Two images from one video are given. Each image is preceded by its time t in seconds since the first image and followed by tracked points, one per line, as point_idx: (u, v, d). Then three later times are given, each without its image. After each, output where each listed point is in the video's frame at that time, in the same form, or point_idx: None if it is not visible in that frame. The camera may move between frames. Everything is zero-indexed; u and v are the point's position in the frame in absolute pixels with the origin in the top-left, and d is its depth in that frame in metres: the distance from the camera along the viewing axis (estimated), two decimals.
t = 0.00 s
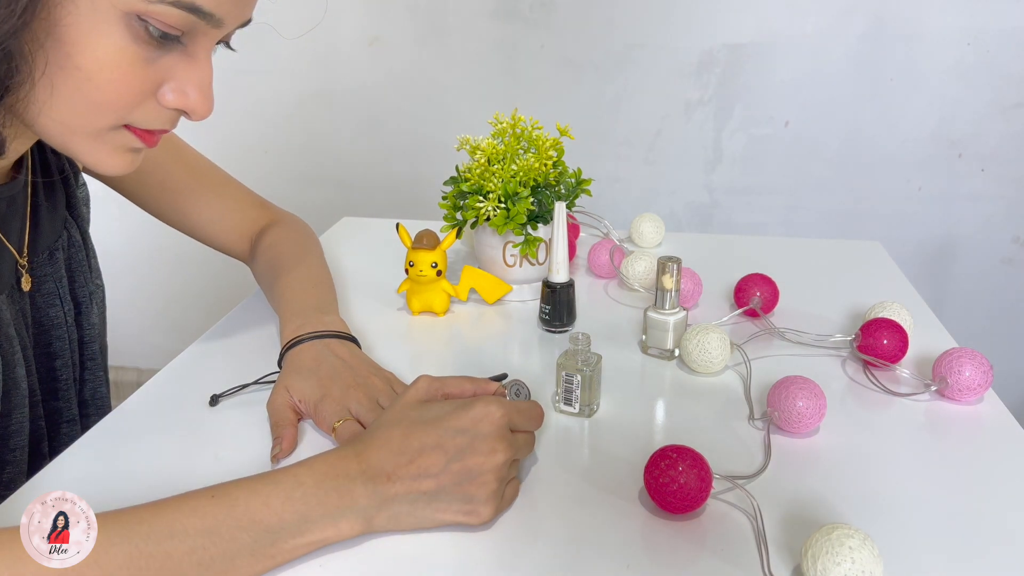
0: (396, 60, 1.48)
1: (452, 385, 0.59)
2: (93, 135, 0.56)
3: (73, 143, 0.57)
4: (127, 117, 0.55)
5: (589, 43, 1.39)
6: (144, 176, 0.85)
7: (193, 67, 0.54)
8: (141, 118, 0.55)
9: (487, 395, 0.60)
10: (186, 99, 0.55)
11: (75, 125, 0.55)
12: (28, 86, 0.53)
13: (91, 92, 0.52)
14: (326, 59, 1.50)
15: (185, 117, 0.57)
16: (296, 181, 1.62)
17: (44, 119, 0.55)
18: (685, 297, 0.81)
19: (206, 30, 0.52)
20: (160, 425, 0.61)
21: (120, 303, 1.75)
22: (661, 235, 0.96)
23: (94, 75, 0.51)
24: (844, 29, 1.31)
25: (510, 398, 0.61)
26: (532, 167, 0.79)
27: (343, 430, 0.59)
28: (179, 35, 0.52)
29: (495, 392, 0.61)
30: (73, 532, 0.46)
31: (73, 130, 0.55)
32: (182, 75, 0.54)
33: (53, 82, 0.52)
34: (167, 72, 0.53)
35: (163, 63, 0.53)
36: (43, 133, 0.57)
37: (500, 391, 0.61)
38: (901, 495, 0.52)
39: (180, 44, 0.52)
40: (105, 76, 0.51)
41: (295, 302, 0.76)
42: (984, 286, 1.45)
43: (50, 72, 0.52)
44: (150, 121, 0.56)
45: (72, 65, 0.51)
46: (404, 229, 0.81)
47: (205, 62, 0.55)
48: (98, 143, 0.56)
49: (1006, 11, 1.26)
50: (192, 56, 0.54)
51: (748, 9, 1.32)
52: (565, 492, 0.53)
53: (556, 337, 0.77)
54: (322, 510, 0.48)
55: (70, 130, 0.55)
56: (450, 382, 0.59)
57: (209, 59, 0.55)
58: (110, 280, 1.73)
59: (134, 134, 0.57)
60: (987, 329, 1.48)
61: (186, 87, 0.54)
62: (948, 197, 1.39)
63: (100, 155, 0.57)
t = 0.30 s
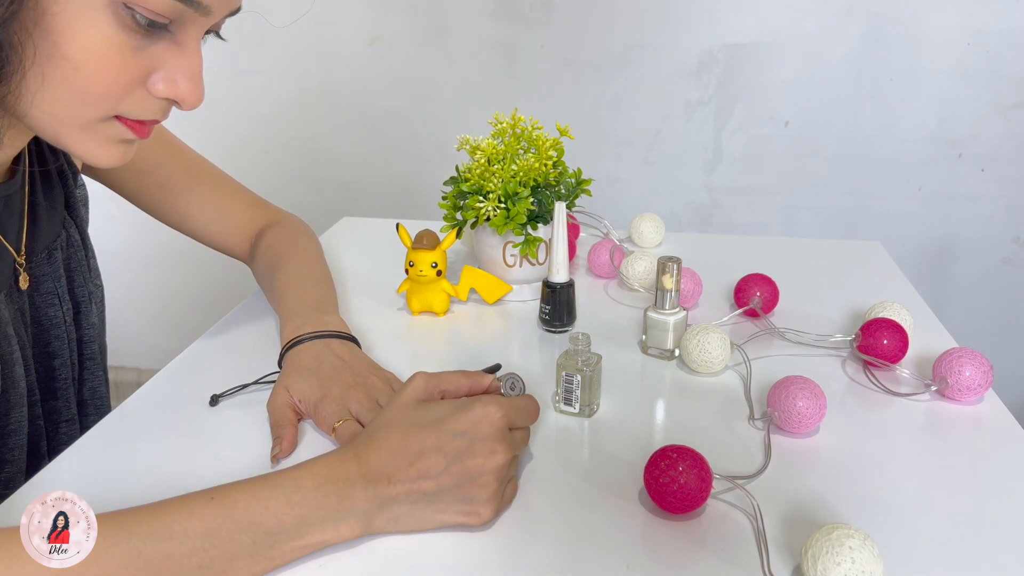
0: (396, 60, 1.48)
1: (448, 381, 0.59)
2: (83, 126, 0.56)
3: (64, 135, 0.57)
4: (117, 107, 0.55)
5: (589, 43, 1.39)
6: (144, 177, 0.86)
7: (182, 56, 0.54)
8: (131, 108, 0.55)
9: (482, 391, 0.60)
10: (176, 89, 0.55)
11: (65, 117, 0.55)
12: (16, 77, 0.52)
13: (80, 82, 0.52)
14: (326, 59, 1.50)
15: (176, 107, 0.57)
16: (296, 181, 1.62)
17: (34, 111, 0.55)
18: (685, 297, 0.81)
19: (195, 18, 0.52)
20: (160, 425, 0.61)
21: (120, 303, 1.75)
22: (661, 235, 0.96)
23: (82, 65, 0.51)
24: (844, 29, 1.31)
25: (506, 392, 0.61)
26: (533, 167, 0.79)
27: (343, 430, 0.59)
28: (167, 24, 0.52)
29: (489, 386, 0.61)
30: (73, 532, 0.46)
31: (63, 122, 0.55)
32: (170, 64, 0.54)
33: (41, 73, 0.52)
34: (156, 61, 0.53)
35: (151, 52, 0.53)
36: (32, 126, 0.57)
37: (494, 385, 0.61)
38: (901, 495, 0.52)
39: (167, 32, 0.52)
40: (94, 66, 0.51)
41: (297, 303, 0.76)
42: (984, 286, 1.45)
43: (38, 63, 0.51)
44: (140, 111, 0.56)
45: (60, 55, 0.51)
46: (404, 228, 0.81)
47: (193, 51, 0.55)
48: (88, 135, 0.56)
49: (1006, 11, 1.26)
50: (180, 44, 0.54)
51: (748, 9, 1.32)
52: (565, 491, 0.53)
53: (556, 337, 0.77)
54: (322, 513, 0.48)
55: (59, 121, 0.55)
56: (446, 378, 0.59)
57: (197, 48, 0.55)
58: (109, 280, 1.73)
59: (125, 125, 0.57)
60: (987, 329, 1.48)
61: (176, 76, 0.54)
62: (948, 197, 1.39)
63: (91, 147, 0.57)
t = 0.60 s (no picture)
0: (396, 60, 1.48)
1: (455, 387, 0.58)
2: (72, 116, 0.55)
3: (53, 126, 0.56)
4: (105, 94, 0.54)
5: (589, 43, 1.39)
6: (142, 177, 0.86)
7: (167, 41, 0.54)
8: (119, 96, 0.55)
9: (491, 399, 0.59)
10: (163, 75, 0.55)
11: (53, 107, 0.55)
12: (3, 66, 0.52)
13: (65, 69, 0.52)
14: (326, 59, 1.50)
15: (164, 95, 0.57)
16: (296, 182, 1.62)
17: (21, 100, 0.55)
18: (685, 297, 0.81)
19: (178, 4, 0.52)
20: (159, 425, 0.61)
21: (120, 303, 1.75)
22: (661, 235, 0.96)
23: (68, 51, 0.51)
24: (844, 29, 1.31)
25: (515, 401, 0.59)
26: (532, 167, 0.79)
27: (343, 430, 0.59)
28: (150, 10, 0.51)
29: (499, 396, 0.59)
30: (73, 533, 0.46)
31: (53, 112, 0.55)
32: (157, 50, 0.54)
33: (26, 62, 0.52)
34: (141, 47, 0.53)
35: (136, 39, 0.53)
36: (20, 118, 0.57)
37: (506, 395, 0.60)
38: (901, 494, 0.52)
39: (150, 19, 0.52)
40: (79, 51, 0.51)
41: (297, 302, 0.76)
42: (984, 286, 1.45)
43: (23, 52, 0.51)
44: (128, 99, 0.56)
45: (45, 42, 0.51)
46: (404, 228, 0.81)
47: (178, 37, 0.54)
48: (78, 124, 0.56)
49: (1006, 11, 1.26)
50: (165, 30, 0.53)
51: (748, 9, 1.32)
52: (565, 491, 0.53)
53: (556, 337, 0.77)
54: (320, 513, 0.48)
55: (48, 112, 0.55)
56: (453, 384, 0.59)
57: (182, 34, 0.55)
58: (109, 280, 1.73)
59: (114, 114, 0.57)
60: (987, 329, 1.48)
61: (162, 62, 0.54)
62: (948, 197, 1.39)
63: (81, 138, 0.57)
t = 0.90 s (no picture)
0: (396, 60, 1.48)
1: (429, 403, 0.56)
2: (52, 100, 0.55)
3: (34, 110, 0.56)
4: (86, 79, 0.54)
5: (589, 44, 1.39)
6: (140, 177, 0.86)
7: (151, 27, 0.54)
8: (100, 81, 0.55)
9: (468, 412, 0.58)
10: (145, 61, 0.54)
11: (33, 89, 0.54)
12: None
13: (49, 52, 0.52)
14: (325, 59, 1.50)
15: (145, 83, 0.57)
16: (296, 182, 1.62)
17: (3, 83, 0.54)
18: (685, 297, 0.81)
19: None
20: (158, 425, 0.61)
21: (119, 303, 1.75)
22: (661, 235, 0.96)
23: (51, 31, 0.51)
24: (844, 29, 1.31)
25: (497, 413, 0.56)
26: (533, 167, 0.79)
27: (342, 431, 0.59)
28: None
29: (478, 408, 0.58)
30: (73, 533, 0.48)
31: (33, 95, 0.55)
32: (140, 34, 0.54)
33: (9, 44, 0.52)
34: (124, 31, 0.53)
35: (120, 23, 0.53)
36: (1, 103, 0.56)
37: (484, 406, 0.58)
38: (901, 494, 0.52)
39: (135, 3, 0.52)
40: (62, 31, 0.51)
41: (297, 302, 0.76)
42: (984, 286, 1.45)
43: (6, 31, 0.51)
44: (110, 85, 0.55)
45: (28, 22, 0.51)
46: (404, 228, 0.81)
47: (162, 24, 0.55)
48: (58, 110, 0.56)
49: (1006, 11, 1.26)
50: (149, 16, 0.54)
51: (748, 9, 1.32)
52: (565, 491, 0.53)
53: (556, 337, 0.77)
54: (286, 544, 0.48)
55: (28, 95, 0.55)
56: (428, 399, 0.57)
57: (167, 23, 0.55)
58: (109, 280, 1.74)
59: (96, 101, 0.57)
60: (987, 329, 1.48)
61: (145, 48, 0.54)
62: (948, 197, 1.39)
63: (61, 123, 0.57)
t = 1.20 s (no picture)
0: (396, 60, 1.48)
1: (424, 402, 0.56)
2: (54, 120, 0.55)
3: (35, 126, 0.56)
4: (89, 101, 0.54)
5: (590, 44, 1.39)
6: (140, 178, 0.86)
7: (159, 54, 0.54)
8: (104, 104, 0.55)
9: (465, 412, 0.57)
10: (149, 87, 0.54)
11: (36, 107, 0.55)
12: None
13: (54, 74, 0.52)
14: (325, 59, 1.50)
15: (149, 106, 0.57)
16: (296, 182, 1.62)
17: (9, 99, 0.55)
18: (685, 297, 0.81)
19: (174, 18, 0.52)
20: (159, 426, 0.61)
21: (120, 304, 1.75)
22: (661, 235, 0.97)
23: (57, 54, 0.51)
24: (844, 29, 1.31)
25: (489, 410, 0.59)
26: (533, 167, 0.79)
27: (342, 430, 0.59)
28: (144, 20, 0.51)
29: (474, 407, 0.58)
30: (73, 533, 0.48)
31: (36, 113, 0.55)
32: (147, 61, 0.53)
33: (16, 63, 0.52)
34: (132, 57, 0.53)
35: (128, 49, 0.53)
36: (4, 114, 0.56)
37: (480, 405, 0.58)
38: (901, 493, 0.52)
39: (145, 30, 0.52)
40: (69, 55, 0.51)
41: (298, 301, 0.76)
42: (983, 286, 1.45)
43: (14, 50, 0.51)
44: (112, 108, 0.55)
45: (35, 43, 0.51)
46: (404, 228, 0.81)
47: (172, 52, 0.54)
48: (60, 129, 0.56)
49: (1006, 11, 1.26)
50: (159, 43, 0.53)
51: (749, 9, 1.32)
52: (566, 491, 0.53)
53: (556, 337, 0.77)
54: (282, 539, 0.47)
55: (31, 112, 0.55)
56: (423, 399, 0.57)
57: (176, 50, 0.55)
58: (109, 280, 1.74)
59: (97, 122, 0.57)
60: (987, 329, 1.48)
61: (150, 75, 0.54)
62: (948, 197, 1.40)
63: (62, 139, 0.57)
